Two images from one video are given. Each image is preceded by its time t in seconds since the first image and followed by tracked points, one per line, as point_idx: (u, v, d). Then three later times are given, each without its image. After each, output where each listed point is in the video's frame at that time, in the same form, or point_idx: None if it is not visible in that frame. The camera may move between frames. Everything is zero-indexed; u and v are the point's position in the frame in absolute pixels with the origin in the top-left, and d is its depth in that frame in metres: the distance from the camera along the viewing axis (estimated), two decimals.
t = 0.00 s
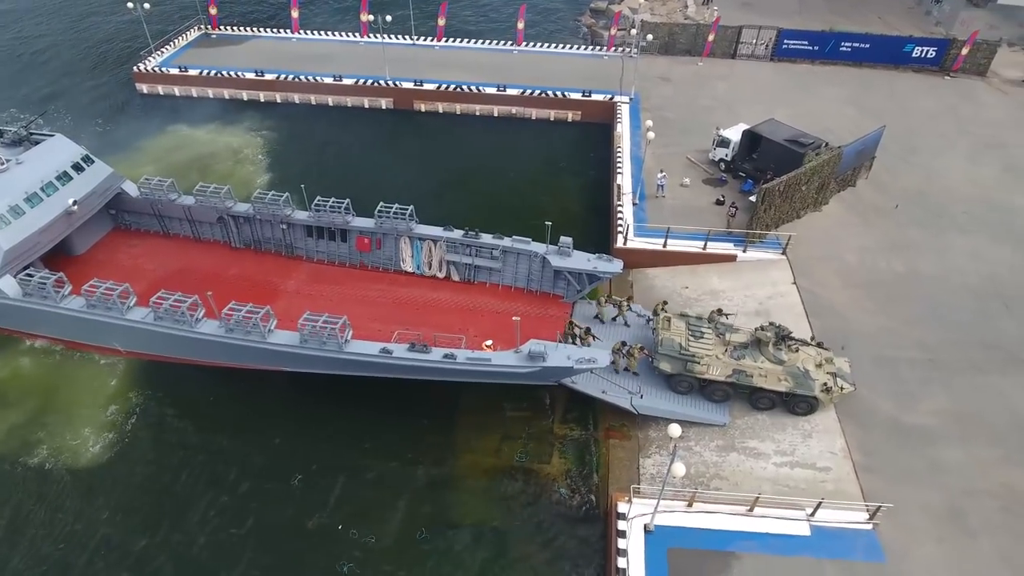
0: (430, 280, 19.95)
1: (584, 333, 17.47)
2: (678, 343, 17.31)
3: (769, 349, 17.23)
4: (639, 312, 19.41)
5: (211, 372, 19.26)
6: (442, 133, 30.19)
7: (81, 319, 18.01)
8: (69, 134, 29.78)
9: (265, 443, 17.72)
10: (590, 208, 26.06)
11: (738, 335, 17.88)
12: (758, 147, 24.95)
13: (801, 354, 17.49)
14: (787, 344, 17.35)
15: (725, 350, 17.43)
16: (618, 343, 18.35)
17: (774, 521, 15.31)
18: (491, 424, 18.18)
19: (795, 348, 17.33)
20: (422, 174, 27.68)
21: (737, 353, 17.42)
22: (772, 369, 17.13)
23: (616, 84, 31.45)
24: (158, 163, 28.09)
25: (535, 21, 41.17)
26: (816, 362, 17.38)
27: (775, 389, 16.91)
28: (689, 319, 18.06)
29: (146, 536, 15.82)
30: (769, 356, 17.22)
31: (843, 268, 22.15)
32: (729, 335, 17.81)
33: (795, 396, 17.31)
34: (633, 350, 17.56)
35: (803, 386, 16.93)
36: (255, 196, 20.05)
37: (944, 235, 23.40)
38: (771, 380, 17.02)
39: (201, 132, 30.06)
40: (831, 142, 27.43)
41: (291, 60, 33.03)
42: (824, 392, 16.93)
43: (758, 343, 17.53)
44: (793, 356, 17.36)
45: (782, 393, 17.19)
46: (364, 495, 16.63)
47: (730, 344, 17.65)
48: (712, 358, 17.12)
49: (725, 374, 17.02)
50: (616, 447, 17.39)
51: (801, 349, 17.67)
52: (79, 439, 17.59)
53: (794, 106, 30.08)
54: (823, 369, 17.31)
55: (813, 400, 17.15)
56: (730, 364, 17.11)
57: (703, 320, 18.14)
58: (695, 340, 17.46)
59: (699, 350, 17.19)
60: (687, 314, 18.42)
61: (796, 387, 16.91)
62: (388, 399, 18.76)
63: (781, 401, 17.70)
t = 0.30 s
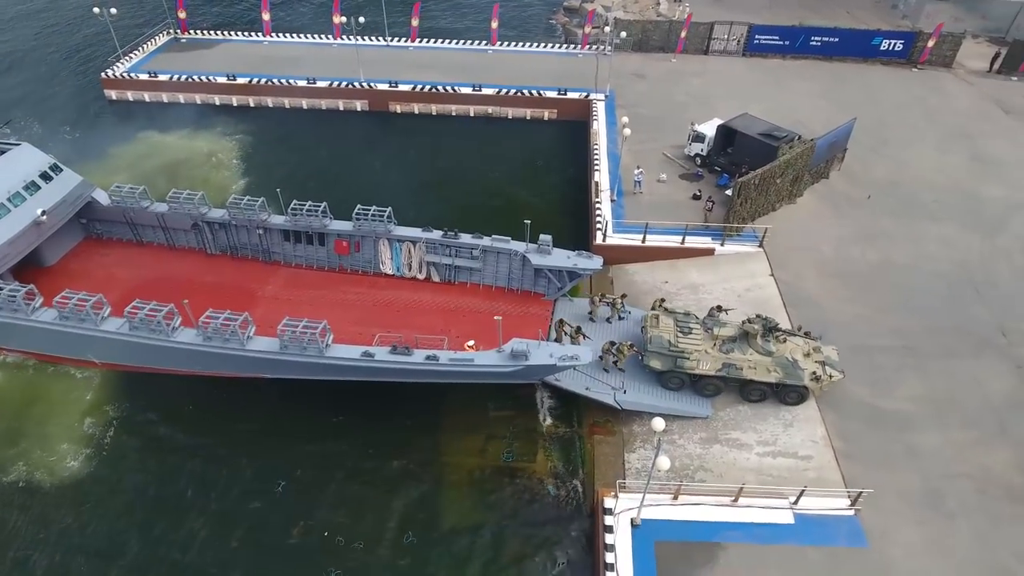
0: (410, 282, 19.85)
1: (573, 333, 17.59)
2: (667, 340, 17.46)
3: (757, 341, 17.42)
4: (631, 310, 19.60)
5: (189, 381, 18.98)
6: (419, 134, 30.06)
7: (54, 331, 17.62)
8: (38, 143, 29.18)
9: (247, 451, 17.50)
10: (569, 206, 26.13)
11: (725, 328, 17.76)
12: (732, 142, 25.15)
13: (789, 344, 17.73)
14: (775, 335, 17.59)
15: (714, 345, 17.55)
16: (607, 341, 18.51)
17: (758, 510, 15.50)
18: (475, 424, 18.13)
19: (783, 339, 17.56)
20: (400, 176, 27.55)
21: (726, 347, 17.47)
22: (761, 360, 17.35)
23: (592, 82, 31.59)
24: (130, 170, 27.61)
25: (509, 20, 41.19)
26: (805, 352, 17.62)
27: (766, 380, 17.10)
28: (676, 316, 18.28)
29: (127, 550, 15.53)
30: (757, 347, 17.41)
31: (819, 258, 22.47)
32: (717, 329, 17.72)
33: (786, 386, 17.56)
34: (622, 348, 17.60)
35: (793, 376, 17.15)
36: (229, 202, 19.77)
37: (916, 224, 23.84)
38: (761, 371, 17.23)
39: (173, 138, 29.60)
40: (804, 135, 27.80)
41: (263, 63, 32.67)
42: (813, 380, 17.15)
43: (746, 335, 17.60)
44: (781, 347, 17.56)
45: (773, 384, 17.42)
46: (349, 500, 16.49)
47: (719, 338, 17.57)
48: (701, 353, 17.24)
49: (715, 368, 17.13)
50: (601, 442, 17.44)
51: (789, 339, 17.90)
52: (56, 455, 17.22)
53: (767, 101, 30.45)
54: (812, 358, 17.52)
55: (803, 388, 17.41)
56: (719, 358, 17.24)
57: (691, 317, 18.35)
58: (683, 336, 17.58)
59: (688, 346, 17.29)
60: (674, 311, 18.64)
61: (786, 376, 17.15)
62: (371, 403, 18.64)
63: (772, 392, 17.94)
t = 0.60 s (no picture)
0: (389, 284, 19.74)
1: (562, 332, 17.73)
2: (655, 336, 17.50)
3: (744, 333, 17.60)
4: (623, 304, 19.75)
5: (167, 392, 18.68)
6: (394, 135, 29.90)
7: (24, 345, 17.19)
8: (2, 154, 28.44)
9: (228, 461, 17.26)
10: (546, 204, 26.18)
11: (713, 322, 18.13)
12: (706, 136, 25.57)
13: (776, 335, 17.96)
14: (761, 326, 17.83)
15: (702, 339, 17.72)
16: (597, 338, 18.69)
17: (742, 500, 15.67)
18: (459, 425, 18.07)
19: (769, 330, 17.79)
20: (376, 178, 27.37)
21: (714, 340, 17.73)
22: (750, 351, 17.53)
23: (565, 80, 31.70)
24: (99, 179, 27.06)
25: (482, 20, 41.15)
26: (792, 341, 17.83)
27: (755, 371, 17.26)
28: (663, 312, 18.32)
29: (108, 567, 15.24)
30: (745, 339, 17.60)
31: (794, 249, 22.79)
32: (704, 323, 18.04)
33: (775, 375, 17.72)
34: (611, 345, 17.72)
35: (781, 365, 17.31)
36: (202, 208, 19.47)
37: (888, 213, 24.28)
38: (750, 362, 17.39)
39: (143, 146, 29.07)
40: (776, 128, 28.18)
41: (233, 67, 32.23)
42: (802, 368, 17.37)
43: (733, 328, 17.88)
44: (768, 338, 17.79)
45: (762, 374, 17.57)
46: (334, 506, 16.33)
47: (707, 332, 17.89)
48: (690, 348, 17.34)
49: (704, 362, 17.26)
50: (586, 439, 17.53)
51: (776, 330, 18.08)
52: (30, 473, 16.81)
53: (738, 95, 30.81)
54: (799, 347, 17.76)
55: (792, 377, 17.57)
56: (708, 352, 17.40)
57: (678, 312, 18.43)
58: (671, 332, 17.65)
59: (676, 341, 17.35)
60: (661, 307, 18.69)
61: (775, 366, 17.31)
62: (354, 408, 18.50)
63: (762, 382, 18.10)
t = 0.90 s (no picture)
0: (368, 287, 19.60)
1: (550, 331, 17.83)
2: (643, 333, 17.64)
3: (731, 325, 17.76)
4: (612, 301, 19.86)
5: (143, 403, 18.33)
6: (369, 137, 29.70)
7: None
8: None
9: (208, 471, 17.00)
10: (524, 203, 26.22)
11: (700, 316, 18.23)
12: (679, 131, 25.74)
13: (763, 325, 18.17)
14: (748, 318, 17.90)
15: (690, 333, 17.83)
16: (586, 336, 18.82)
17: (726, 490, 15.83)
18: (442, 426, 18.00)
19: (756, 321, 17.89)
20: (352, 181, 27.15)
21: (702, 334, 17.87)
22: (738, 343, 17.71)
23: (538, 78, 31.75)
24: (66, 189, 26.48)
25: (454, 20, 41.09)
26: (779, 331, 18.08)
27: (744, 363, 17.41)
28: (651, 308, 18.43)
29: None
30: (732, 332, 17.79)
31: (769, 241, 23.08)
32: (692, 317, 18.14)
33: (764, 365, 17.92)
34: (597, 341, 17.82)
35: (769, 355, 17.50)
36: (174, 215, 19.13)
37: (859, 203, 24.72)
38: (739, 354, 17.54)
39: (111, 153, 28.50)
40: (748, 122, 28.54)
41: (203, 72, 31.77)
42: (790, 358, 17.63)
43: (720, 321, 18.04)
44: (755, 329, 18.00)
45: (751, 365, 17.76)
46: (318, 513, 16.16)
47: (694, 326, 17.97)
48: (678, 343, 17.51)
49: (693, 357, 17.41)
50: (569, 436, 17.57)
51: (762, 321, 18.32)
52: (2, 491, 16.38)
53: (710, 90, 31.14)
54: (786, 336, 18.03)
55: (781, 366, 17.80)
56: (696, 346, 17.55)
57: (665, 307, 18.50)
58: (659, 328, 17.74)
59: (664, 337, 17.51)
60: (648, 303, 18.72)
61: (763, 357, 17.47)
62: (335, 413, 18.33)
63: (751, 372, 18.30)
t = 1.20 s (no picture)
0: (348, 290, 19.47)
1: (540, 330, 17.86)
2: (633, 330, 17.72)
3: (720, 318, 17.92)
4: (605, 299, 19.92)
5: (121, 415, 18.01)
6: (345, 140, 29.50)
7: None
8: None
9: (190, 482, 16.74)
10: (502, 202, 26.23)
11: (688, 310, 18.47)
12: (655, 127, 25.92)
13: (751, 317, 18.36)
14: (735, 310, 18.15)
15: (679, 328, 18.00)
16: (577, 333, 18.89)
17: (711, 482, 15.96)
18: (426, 428, 17.93)
19: (743, 313, 18.12)
20: (328, 184, 26.95)
21: (691, 327, 18.04)
22: (727, 336, 17.87)
23: (513, 78, 31.78)
24: (34, 199, 25.93)
25: (427, 21, 41.01)
26: (767, 322, 18.28)
27: (734, 355, 17.60)
28: (640, 305, 18.52)
29: None
30: (721, 325, 17.95)
31: (746, 234, 23.35)
32: (680, 313, 18.41)
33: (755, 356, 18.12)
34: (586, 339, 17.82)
35: (759, 346, 17.70)
36: (147, 223, 18.79)
37: (833, 195, 25.12)
38: (728, 346, 17.72)
39: (80, 162, 27.94)
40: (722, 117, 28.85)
41: (173, 77, 31.31)
42: (779, 348, 17.84)
43: (708, 314, 18.20)
44: (743, 321, 18.18)
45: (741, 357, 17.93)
46: (303, 520, 16.01)
47: (683, 321, 18.19)
48: (668, 338, 17.65)
49: (684, 351, 17.55)
50: (555, 433, 17.61)
51: (750, 312, 18.52)
52: None
53: (684, 86, 31.43)
54: (774, 327, 18.23)
55: (771, 357, 18.02)
56: (686, 340, 17.70)
57: (654, 303, 18.68)
58: (648, 324, 17.91)
59: (654, 333, 17.67)
60: (637, 301, 18.86)
61: (753, 348, 17.69)
62: (318, 419, 18.18)
63: (742, 363, 18.50)
